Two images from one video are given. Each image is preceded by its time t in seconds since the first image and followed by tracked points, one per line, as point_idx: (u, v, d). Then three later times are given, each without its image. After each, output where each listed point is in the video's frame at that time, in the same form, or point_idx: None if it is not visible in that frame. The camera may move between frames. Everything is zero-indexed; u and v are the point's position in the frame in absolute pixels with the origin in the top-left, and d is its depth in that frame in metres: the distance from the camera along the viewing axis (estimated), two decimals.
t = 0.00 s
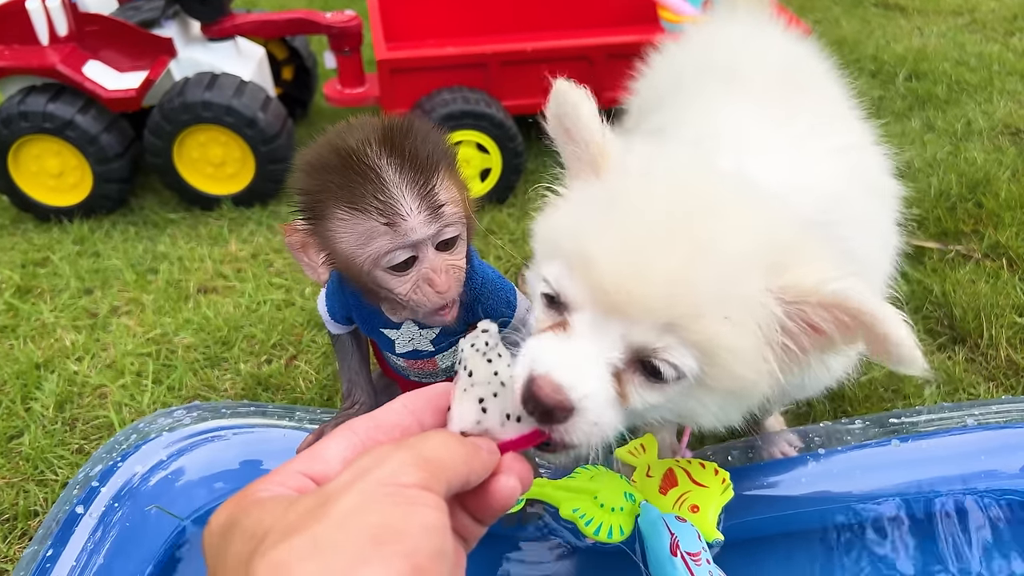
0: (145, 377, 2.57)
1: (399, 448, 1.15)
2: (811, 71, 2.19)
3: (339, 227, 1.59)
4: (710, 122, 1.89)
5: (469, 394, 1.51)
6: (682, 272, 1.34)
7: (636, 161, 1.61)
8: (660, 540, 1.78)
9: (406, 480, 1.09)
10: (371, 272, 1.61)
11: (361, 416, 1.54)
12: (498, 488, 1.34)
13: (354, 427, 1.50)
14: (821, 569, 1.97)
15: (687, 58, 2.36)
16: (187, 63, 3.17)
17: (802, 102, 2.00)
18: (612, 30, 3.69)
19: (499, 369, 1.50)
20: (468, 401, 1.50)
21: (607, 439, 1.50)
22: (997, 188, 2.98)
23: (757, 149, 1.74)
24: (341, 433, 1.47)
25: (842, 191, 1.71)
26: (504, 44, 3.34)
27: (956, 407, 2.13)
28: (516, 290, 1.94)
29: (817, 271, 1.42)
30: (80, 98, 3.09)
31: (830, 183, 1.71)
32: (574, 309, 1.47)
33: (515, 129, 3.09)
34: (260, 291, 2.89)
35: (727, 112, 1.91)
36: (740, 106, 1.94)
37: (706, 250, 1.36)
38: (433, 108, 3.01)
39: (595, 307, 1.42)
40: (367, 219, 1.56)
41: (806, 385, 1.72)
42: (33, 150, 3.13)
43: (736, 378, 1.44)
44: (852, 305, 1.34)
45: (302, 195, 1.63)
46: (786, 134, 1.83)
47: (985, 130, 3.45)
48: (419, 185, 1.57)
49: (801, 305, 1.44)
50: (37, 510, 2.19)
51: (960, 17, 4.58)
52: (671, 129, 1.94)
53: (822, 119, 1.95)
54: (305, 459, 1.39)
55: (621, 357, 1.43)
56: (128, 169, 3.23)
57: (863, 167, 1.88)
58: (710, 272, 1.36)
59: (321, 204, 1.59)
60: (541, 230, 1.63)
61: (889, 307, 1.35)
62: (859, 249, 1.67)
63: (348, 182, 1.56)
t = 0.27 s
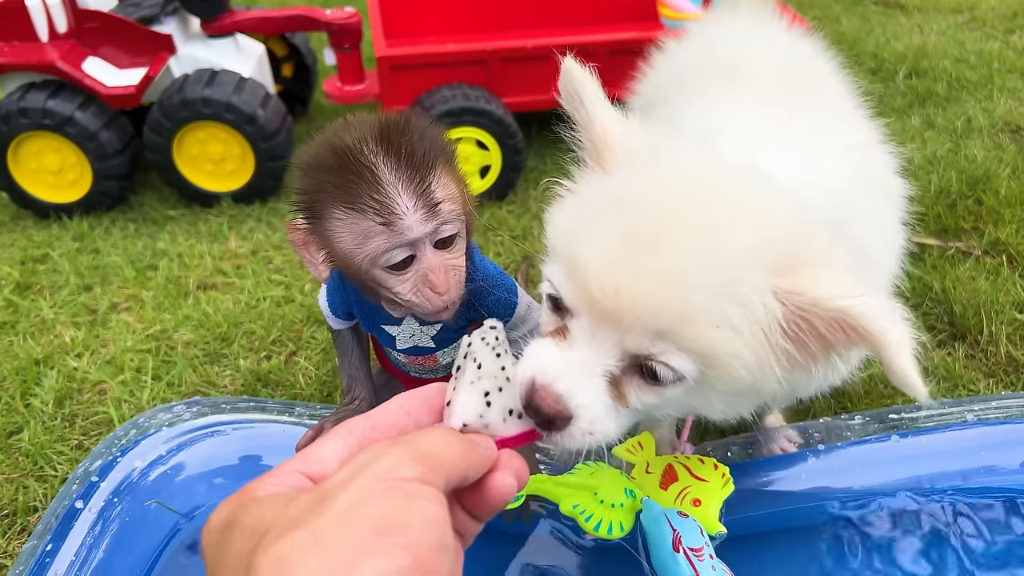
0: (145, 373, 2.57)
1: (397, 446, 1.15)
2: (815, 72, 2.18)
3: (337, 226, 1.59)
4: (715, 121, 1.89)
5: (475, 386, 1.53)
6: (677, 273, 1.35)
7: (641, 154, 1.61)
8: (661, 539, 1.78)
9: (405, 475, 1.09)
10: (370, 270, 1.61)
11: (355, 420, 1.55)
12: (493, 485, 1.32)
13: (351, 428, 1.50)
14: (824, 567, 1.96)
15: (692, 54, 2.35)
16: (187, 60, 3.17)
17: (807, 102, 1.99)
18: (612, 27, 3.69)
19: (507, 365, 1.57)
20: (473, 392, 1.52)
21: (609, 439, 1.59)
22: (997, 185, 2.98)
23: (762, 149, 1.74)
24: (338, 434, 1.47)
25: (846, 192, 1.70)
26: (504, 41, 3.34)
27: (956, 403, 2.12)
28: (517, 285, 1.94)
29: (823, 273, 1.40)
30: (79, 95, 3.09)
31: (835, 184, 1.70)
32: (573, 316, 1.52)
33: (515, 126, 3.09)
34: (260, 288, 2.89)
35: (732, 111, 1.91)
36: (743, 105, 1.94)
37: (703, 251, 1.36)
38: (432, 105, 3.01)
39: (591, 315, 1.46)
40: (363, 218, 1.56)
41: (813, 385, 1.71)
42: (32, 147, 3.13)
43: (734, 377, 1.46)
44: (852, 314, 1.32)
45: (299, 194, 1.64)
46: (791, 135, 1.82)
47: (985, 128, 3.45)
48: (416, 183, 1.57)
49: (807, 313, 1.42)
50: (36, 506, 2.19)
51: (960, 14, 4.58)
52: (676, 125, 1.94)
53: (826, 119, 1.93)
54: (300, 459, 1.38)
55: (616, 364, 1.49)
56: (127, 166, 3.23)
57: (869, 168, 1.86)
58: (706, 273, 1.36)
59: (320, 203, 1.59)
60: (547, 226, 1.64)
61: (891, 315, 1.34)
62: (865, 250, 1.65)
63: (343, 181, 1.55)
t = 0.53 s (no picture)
0: (144, 374, 2.57)
1: (384, 441, 1.15)
2: (823, 69, 2.16)
3: (323, 229, 1.59)
4: (728, 116, 1.88)
5: (461, 381, 1.48)
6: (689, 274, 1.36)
7: (656, 152, 1.61)
8: (660, 541, 1.77)
9: (392, 466, 1.09)
10: (357, 273, 1.61)
11: (342, 417, 1.56)
12: (480, 479, 1.32)
13: (335, 425, 1.52)
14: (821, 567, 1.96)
15: (701, 50, 2.34)
16: (186, 60, 3.17)
17: (819, 97, 1.98)
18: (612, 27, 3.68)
19: (491, 362, 1.54)
20: (458, 388, 1.47)
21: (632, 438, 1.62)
22: (997, 185, 2.98)
23: (776, 144, 1.73)
24: (325, 432, 1.48)
25: (862, 186, 1.68)
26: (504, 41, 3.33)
27: (956, 404, 2.12)
28: (511, 284, 1.93)
29: (839, 258, 1.40)
30: (79, 95, 3.09)
31: (852, 178, 1.69)
32: (589, 319, 1.57)
33: (515, 127, 3.09)
34: (259, 288, 2.89)
35: (744, 107, 1.90)
36: (756, 101, 1.93)
37: (716, 250, 1.37)
38: (432, 105, 3.01)
39: (605, 317, 1.50)
40: (348, 221, 1.56)
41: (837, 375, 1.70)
42: (32, 147, 3.12)
43: (752, 373, 1.46)
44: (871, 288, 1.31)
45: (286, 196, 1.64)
46: (805, 130, 1.81)
47: (985, 128, 3.44)
48: (401, 185, 1.56)
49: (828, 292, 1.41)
50: (35, 507, 2.18)
51: (961, 14, 4.57)
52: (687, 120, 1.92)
53: (838, 114, 1.92)
54: (289, 458, 1.38)
55: (631, 364, 1.53)
56: (127, 167, 3.22)
57: (883, 162, 1.85)
58: (718, 272, 1.37)
59: (306, 207, 1.60)
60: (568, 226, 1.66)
61: (918, 286, 1.31)
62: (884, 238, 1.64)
63: (327, 184, 1.55)
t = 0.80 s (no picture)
0: (143, 374, 2.57)
1: (368, 425, 1.16)
2: (829, 65, 2.15)
3: (320, 226, 1.59)
4: (734, 104, 1.88)
5: (435, 374, 1.50)
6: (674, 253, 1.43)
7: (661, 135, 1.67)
8: (659, 541, 1.77)
9: (376, 451, 1.11)
10: (355, 270, 1.61)
11: (332, 412, 1.57)
12: (466, 467, 1.32)
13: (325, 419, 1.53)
14: (822, 567, 1.96)
15: (706, 41, 2.33)
16: (186, 60, 3.16)
17: (825, 89, 1.97)
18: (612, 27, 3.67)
19: (463, 349, 1.54)
20: (434, 380, 1.49)
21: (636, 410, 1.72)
22: (998, 185, 2.97)
23: (780, 131, 1.73)
24: (311, 427, 1.48)
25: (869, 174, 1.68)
26: (504, 40, 3.33)
27: (958, 405, 2.11)
28: (502, 281, 1.93)
29: (832, 220, 1.40)
30: (78, 95, 3.08)
31: (857, 168, 1.68)
32: (591, 298, 1.67)
33: (515, 127, 3.09)
34: (259, 288, 2.88)
35: (750, 96, 1.90)
36: (762, 91, 1.93)
37: (702, 228, 1.43)
38: (432, 105, 3.01)
39: (603, 299, 1.60)
40: (347, 217, 1.56)
41: (825, 373, 1.69)
42: (31, 147, 3.12)
43: (743, 350, 1.51)
44: (868, 245, 1.31)
45: (282, 194, 1.64)
46: (810, 120, 1.81)
47: (987, 128, 3.43)
48: (399, 183, 1.57)
49: (825, 261, 1.41)
50: (33, 508, 2.18)
51: (962, 14, 4.57)
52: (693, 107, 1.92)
53: (844, 105, 1.92)
54: (276, 450, 1.39)
55: (625, 341, 1.62)
56: (126, 166, 3.22)
57: (890, 154, 1.84)
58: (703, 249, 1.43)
59: (303, 203, 1.59)
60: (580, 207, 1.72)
61: (917, 243, 1.31)
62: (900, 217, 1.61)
63: (326, 180, 1.55)
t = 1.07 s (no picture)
0: (144, 376, 2.58)
1: (373, 418, 1.17)
2: (825, 72, 2.15)
3: (328, 231, 1.60)
4: (722, 108, 1.89)
5: (439, 369, 1.49)
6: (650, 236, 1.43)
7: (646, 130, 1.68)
8: (658, 548, 1.77)
9: (380, 443, 1.11)
10: (360, 275, 1.62)
11: (335, 404, 1.56)
12: (469, 463, 1.33)
13: (327, 412, 1.52)
14: (821, 568, 1.99)
15: (703, 45, 2.34)
16: (187, 62, 3.17)
17: (819, 96, 1.97)
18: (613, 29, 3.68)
19: (468, 345, 1.55)
20: (438, 375, 1.48)
21: (591, 399, 1.69)
22: (998, 188, 2.98)
23: (766, 137, 1.74)
24: (315, 420, 1.48)
25: (855, 184, 1.68)
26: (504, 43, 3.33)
27: (957, 408, 2.12)
28: (502, 286, 1.93)
29: (806, 232, 1.42)
30: (79, 97, 3.09)
31: (845, 176, 1.68)
32: (562, 277, 1.67)
33: (515, 129, 3.09)
34: (260, 290, 2.89)
35: (738, 101, 1.91)
36: (752, 96, 1.93)
37: (678, 214, 1.44)
38: (432, 108, 3.02)
39: (576, 276, 1.60)
40: (355, 223, 1.57)
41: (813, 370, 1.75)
42: (33, 149, 3.13)
43: (712, 343, 1.52)
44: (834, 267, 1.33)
45: (290, 197, 1.65)
46: (798, 127, 1.81)
47: (986, 130, 3.44)
48: (408, 189, 1.58)
49: (794, 273, 1.43)
50: (35, 510, 2.19)
51: (962, 15, 4.57)
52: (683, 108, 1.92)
53: (836, 112, 1.93)
54: (280, 443, 1.38)
55: (593, 320, 1.61)
56: (127, 168, 3.23)
57: (880, 162, 1.84)
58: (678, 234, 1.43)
59: (311, 207, 1.61)
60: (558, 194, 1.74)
61: (878, 269, 1.33)
62: (877, 231, 1.62)
63: (335, 185, 1.57)
